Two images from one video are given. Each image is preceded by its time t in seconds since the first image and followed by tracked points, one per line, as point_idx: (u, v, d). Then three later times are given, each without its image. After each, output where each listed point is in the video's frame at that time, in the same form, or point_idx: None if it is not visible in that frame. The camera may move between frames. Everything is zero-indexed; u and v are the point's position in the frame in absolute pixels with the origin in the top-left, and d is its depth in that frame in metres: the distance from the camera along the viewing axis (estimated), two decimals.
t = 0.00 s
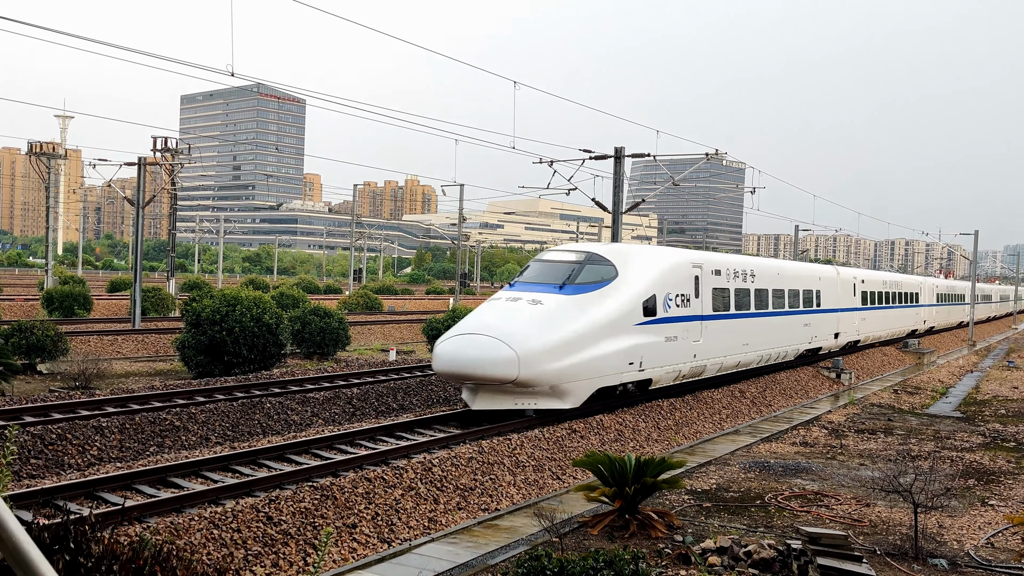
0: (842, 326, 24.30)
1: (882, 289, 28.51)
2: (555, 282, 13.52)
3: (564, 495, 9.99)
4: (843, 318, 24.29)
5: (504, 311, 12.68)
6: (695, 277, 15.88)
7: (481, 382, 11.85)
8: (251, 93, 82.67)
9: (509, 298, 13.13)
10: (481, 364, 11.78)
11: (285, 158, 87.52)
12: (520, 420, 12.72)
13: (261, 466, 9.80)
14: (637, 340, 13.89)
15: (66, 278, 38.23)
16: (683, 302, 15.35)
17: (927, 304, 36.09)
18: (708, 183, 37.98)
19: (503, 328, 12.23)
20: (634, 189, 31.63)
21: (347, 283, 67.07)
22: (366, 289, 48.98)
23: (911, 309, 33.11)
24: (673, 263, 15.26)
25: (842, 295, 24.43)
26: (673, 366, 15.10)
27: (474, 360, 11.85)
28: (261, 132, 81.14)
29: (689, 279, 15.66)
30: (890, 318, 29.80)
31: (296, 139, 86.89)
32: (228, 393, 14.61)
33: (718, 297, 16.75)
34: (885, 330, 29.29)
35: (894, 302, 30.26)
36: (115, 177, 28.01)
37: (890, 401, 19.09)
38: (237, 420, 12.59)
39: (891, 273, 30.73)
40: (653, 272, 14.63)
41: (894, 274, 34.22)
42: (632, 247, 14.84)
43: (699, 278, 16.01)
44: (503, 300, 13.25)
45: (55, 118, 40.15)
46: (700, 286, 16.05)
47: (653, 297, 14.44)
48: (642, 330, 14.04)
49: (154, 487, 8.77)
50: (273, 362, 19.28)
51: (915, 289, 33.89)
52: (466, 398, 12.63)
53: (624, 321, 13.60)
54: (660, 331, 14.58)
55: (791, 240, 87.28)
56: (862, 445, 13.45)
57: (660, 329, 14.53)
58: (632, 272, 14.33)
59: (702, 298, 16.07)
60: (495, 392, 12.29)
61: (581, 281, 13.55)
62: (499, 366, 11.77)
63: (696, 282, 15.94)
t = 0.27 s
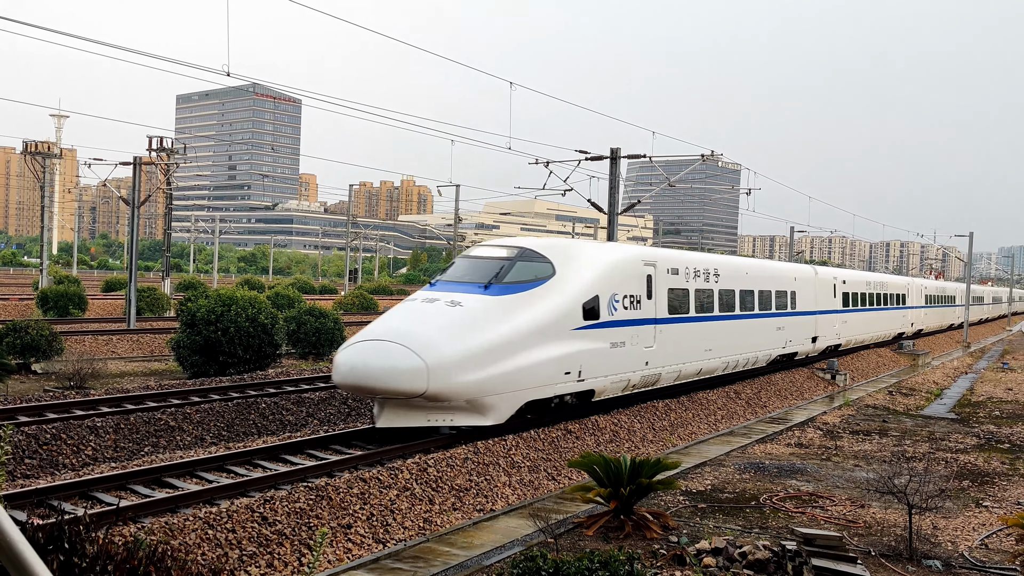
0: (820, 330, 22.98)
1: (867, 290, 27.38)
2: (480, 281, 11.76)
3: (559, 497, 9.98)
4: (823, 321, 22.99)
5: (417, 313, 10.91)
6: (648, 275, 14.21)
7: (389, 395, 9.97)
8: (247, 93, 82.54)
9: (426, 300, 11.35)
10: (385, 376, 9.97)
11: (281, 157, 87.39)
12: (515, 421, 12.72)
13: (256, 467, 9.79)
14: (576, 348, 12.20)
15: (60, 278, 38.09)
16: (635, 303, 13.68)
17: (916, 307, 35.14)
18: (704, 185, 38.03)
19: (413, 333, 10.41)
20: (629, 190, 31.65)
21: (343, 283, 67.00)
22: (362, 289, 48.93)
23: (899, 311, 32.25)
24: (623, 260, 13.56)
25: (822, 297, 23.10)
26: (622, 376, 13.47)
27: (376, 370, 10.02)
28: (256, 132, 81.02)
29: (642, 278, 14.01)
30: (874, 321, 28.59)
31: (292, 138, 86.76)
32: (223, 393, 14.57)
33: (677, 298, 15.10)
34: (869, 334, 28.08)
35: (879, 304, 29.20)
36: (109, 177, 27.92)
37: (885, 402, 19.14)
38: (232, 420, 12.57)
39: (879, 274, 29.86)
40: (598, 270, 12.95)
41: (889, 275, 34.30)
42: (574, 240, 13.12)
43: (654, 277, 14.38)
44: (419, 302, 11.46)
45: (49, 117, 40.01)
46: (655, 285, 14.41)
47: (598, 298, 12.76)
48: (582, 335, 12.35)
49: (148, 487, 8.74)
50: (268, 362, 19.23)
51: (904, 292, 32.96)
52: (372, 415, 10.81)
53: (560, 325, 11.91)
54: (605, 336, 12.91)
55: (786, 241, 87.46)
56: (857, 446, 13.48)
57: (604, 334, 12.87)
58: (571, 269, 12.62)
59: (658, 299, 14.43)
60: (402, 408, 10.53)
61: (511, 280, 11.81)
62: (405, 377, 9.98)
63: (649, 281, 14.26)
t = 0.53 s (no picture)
0: (801, 331, 21.51)
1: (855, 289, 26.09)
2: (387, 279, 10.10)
3: (558, 497, 9.97)
4: (803, 322, 21.50)
5: (305, 315, 9.25)
6: (592, 271, 12.65)
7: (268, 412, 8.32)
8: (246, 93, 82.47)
9: (319, 300, 9.69)
10: (255, 391, 8.32)
11: (279, 158, 87.33)
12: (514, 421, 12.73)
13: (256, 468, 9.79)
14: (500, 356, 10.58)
15: (58, 278, 38.03)
16: (575, 304, 12.10)
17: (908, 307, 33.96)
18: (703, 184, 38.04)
19: (296, 338, 8.77)
20: (628, 190, 31.65)
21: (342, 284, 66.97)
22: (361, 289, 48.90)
23: (890, 311, 31.12)
24: (562, 255, 11.97)
25: (803, 295, 21.61)
26: (561, 387, 11.88)
27: (247, 382, 8.36)
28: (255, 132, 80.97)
29: (585, 275, 12.44)
30: (862, 322, 27.18)
31: (291, 138, 86.71)
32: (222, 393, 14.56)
33: (629, 298, 13.52)
34: (857, 336, 26.68)
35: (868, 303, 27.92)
36: (108, 177, 27.89)
37: (884, 402, 19.15)
38: (231, 420, 12.54)
39: (869, 272, 28.76)
40: (531, 266, 11.36)
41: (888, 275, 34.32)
42: (502, 232, 11.52)
43: (600, 275, 12.82)
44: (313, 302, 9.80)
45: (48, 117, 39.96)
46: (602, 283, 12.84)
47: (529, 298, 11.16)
48: (506, 340, 10.74)
49: (148, 488, 8.74)
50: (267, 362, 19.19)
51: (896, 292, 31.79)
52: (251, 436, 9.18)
53: (481, 330, 10.32)
54: (537, 341, 11.30)
55: (785, 241, 87.51)
56: (856, 446, 13.48)
57: (536, 340, 11.26)
58: (497, 265, 11.01)
59: (603, 299, 12.84)
60: (281, 426, 8.87)
61: (422, 277, 10.17)
62: (280, 393, 8.33)
63: (593, 279, 12.67)
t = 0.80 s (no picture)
0: (780, 332, 20.22)
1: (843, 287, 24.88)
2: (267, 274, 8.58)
3: (559, 494, 9.97)
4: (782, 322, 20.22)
5: (159, 316, 7.68)
6: (529, 267, 11.45)
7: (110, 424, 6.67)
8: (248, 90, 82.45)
9: (181, 300, 8.11)
10: (86, 406, 6.66)
11: (281, 155, 87.29)
12: (516, 418, 12.75)
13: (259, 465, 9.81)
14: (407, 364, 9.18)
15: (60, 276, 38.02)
16: (506, 302, 10.86)
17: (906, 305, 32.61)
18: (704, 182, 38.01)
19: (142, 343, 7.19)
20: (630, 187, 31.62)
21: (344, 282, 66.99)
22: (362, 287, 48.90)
23: (887, 310, 29.87)
24: (488, 247, 10.70)
25: (782, 294, 20.33)
26: (488, 396, 10.55)
27: (76, 395, 6.70)
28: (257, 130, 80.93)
29: (518, 271, 11.21)
30: (849, 322, 25.93)
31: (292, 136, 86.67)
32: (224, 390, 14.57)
33: (573, 296, 12.29)
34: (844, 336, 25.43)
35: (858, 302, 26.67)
36: (109, 175, 27.87)
37: (885, 400, 19.13)
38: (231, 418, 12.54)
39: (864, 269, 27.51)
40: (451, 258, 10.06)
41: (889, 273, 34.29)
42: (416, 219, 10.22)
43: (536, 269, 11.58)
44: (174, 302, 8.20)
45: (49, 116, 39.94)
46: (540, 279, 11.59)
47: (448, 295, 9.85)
48: (417, 344, 9.35)
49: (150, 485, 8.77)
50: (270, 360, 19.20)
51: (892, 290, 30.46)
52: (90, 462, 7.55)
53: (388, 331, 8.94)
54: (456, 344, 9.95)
55: (787, 239, 87.46)
56: (857, 444, 13.47)
57: (455, 343, 9.93)
58: (410, 256, 9.68)
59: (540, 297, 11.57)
60: (127, 447, 7.24)
61: (311, 272, 8.67)
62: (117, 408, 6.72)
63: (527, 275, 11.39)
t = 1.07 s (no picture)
0: (757, 334, 18.65)
1: (830, 283, 23.46)
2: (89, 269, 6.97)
3: (560, 493, 9.95)
4: (758, 322, 18.67)
5: None
6: (442, 260, 9.72)
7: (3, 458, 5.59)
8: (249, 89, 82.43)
9: None
10: None
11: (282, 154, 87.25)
12: (517, 417, 12.76)
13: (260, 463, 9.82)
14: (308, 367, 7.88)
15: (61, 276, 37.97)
16: (411, 302, 9.13)
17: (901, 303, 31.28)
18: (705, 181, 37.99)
19: None
20: (631, 186, 31.59)
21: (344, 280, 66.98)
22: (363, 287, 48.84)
23: (880, 308, 28.58)
24: (389, 237, 8.98)
25: (758, 292, 18.78)
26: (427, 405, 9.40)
27: None
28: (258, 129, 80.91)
29: (428, 266, 9.46)
30: (839, 321, 24.39)
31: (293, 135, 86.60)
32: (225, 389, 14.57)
33: (500, 294, 10.61)
34: (833, 336, 23.91)
35: (847, 299, 25.25)
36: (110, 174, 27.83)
37: (886, 398, 19.12)
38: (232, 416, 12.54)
39: (854, 266, 26.28)
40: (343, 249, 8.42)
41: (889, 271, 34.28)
42: (329, 204, 8.77)
43: (453, 265, 9.86)
44: None
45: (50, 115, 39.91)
46: (458, 274, 9.91)
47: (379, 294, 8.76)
48: (327, 347, 8.09)
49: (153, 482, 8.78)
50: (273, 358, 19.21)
51: (886, 288, 29.16)
52: None
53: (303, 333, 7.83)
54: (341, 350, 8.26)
55: (787, 237, 87.43)
56: (859, 442, 13.47)
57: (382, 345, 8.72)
58: (331, 248, 8.34)
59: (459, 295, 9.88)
60: None
61: (146, 265, 7.05)
62: None
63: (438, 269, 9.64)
